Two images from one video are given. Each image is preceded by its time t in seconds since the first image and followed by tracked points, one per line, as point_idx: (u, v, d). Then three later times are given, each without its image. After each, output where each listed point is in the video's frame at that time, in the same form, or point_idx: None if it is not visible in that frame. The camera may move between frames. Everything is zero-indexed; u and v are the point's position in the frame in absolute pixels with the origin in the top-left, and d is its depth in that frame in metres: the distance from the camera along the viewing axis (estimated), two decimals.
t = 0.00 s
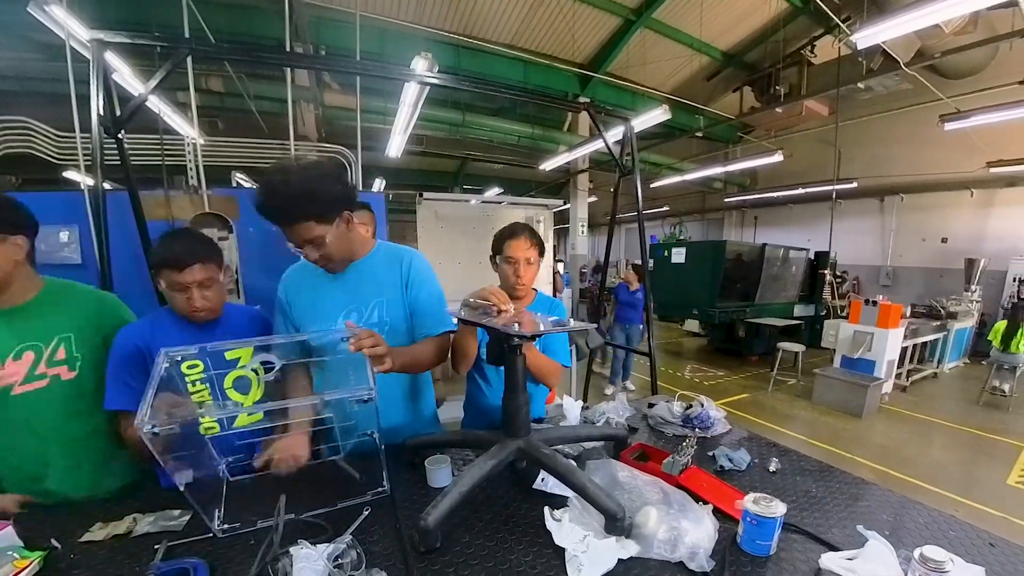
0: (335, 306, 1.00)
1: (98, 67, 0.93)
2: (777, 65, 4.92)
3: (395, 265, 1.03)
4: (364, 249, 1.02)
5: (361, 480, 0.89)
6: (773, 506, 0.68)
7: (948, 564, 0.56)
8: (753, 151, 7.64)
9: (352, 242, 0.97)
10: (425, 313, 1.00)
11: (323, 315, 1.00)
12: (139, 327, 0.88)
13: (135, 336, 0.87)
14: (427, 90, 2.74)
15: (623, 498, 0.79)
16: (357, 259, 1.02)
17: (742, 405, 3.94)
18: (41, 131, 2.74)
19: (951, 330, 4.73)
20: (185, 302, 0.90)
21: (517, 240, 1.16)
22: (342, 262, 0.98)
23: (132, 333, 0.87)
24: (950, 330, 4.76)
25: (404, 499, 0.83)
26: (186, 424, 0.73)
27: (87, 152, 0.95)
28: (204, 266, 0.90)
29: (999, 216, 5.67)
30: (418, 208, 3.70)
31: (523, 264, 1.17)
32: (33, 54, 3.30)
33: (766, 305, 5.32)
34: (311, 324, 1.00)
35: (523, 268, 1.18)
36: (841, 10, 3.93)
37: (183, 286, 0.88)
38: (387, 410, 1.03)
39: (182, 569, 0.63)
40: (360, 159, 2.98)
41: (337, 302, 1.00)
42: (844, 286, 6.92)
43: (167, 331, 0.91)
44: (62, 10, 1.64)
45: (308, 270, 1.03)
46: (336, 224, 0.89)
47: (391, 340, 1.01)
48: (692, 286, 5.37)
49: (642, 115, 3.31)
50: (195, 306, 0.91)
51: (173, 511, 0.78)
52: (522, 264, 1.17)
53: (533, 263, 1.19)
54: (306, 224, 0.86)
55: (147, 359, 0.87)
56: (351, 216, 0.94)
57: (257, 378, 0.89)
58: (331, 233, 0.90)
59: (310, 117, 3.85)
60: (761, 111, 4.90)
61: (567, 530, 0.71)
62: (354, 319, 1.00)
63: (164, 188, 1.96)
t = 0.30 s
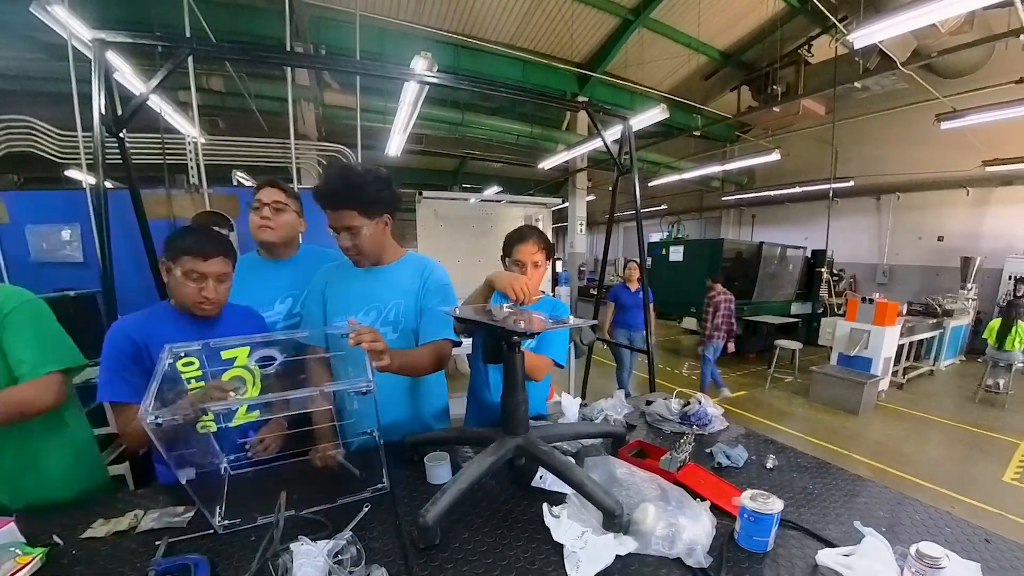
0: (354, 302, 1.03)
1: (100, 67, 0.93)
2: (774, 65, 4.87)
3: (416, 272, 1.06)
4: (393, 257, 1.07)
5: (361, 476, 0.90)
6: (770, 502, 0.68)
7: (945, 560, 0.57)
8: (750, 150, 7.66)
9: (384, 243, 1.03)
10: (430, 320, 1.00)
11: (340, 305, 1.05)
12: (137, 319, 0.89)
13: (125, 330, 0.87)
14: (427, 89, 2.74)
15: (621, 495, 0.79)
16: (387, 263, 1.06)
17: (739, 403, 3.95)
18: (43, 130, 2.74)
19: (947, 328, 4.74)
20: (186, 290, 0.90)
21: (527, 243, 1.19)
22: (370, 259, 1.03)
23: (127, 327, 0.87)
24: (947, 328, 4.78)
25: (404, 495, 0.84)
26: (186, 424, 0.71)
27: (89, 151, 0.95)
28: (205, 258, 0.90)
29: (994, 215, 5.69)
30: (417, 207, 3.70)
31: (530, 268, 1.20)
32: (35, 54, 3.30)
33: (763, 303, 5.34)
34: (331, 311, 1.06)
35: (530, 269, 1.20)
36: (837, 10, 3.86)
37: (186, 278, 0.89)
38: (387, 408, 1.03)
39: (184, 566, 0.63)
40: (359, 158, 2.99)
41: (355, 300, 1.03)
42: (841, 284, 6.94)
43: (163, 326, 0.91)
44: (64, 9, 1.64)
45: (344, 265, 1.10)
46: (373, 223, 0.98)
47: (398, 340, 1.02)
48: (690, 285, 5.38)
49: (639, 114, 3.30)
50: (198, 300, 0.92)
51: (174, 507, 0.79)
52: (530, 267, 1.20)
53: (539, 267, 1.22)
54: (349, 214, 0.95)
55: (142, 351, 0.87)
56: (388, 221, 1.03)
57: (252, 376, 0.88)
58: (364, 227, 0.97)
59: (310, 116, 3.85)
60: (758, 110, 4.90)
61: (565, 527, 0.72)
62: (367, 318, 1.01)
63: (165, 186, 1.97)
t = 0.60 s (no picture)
0: (357, 293, 1.04)
1: (102, 66, 0.93)
2: (771, 65, 4.87)
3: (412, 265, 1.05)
4: (390, 252, 1.07)
5: (361, 473, 0.90)
6: (768, 499, 0.69)
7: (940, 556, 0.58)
8: (748, 149, 7.69)
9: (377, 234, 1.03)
10: (432, 314, 0.99)
11: (340, 296, 1.05)
12: (125, 331, 0.87)
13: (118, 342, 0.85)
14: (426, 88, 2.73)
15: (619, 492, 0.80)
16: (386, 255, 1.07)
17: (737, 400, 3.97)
18: (45, 129, 2.74)
19: (944, 326, 4.76)
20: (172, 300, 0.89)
21: (554, 239, 1.21)
22: (368, 241, 1.04)
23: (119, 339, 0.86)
24: (943, 326, 4.81)
25: (403, 491, 0.84)
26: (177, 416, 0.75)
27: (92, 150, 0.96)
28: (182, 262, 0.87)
29: (990, 214, 5.72)
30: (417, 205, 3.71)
31: (556, 263, 1.21)
32: (39, 54, 3.30)
33: (761, 301, 5.35)
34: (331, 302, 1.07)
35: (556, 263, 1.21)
36: (834, 9, 3.85)
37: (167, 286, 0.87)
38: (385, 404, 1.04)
39: (184, 563, 0.63)
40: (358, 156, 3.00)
41: (359, 292, 1.04)
42: (838, 281, 6.97)
43: (158, 341, 0.90)
44: (65, 9, 1.63)
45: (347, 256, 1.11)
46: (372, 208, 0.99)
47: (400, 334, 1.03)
48: (687, 282, 5.40)
49: (637, 113, 3.30)
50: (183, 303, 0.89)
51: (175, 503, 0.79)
52: (555, 262, 1.21)
53: (564, 264, 1.23)
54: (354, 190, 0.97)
55: (136, 367, 0.87)
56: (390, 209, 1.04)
57: (251, 368, 0.89)
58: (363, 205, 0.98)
59: (311, 115, 3.86)
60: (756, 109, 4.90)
61: (563, 525, 0.72)
62: (363, 311, 1.03)
63: (167, 185, 1.99)
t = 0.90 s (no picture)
0: (336, 298, 1.01)
1: (104, 66, 0.93)
2: (768, 64, 4.88)
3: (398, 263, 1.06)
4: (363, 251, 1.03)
5: (361, 469, 0.90)
6: (764, 495, 0.69)
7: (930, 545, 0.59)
8: (746, 148, 7.70)
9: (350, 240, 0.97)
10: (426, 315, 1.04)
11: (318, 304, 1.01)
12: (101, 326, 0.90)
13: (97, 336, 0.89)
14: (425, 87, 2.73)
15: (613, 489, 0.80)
16: (358, 255, 1.03)
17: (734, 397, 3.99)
18: (46, 127, 2.72)
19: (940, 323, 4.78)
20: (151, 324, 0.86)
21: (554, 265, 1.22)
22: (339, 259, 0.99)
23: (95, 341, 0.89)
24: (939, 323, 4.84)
25: (402, 488, 0.85)
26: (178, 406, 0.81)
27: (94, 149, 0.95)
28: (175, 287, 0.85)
29: (985, 212, 5.74)
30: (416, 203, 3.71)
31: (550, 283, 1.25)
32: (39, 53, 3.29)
33: (759, 298, 5.37)
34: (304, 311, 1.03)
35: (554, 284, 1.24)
36: (830, 9, 3.84)
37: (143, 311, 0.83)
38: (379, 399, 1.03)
39: (185, 559, 0.64)
40: (358, 156, 3.01)
41: (337, 295, 1.01)
42: (834, 279, 7.00)
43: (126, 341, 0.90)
44: (67, 9, 1.62)
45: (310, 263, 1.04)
46: (336, 225, 0.90)
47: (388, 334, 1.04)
48: (685, 280, 5.41)
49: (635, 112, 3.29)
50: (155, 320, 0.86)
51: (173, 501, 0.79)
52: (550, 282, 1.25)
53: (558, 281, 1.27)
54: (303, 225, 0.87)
55: (107, 365, 0.91)
56: (354, 218, 0.95)
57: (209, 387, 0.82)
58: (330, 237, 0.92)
59: (311, 115, 3.86)
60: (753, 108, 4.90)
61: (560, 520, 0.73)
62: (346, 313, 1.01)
63: (167, 183, 1.99)
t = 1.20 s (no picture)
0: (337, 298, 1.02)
1: (105, 65, 0.93)
2: (764, 63, 4.89)
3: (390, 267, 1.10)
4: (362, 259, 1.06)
5: (361, 466, 0.91)
6: (762, 492, 0.70)
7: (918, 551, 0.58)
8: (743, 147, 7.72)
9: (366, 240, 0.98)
10: (414, 312, 1.11)
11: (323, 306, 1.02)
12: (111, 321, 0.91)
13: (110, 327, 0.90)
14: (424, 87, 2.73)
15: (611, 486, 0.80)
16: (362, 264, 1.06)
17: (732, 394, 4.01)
18: (48, 126, 2.70)
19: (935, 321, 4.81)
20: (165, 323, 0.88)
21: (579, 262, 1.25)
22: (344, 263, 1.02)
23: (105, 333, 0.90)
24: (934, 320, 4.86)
25: (402, 484, 0.85)
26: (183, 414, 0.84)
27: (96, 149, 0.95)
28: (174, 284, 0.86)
29: (980, 211, 5.77)
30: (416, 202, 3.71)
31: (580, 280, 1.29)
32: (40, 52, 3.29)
33: (756, 296, 5.39)
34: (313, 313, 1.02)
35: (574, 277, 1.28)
36: (826, 9, 3.83)
37: (160, 305, 0.87)
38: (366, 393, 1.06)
39: (186, 555, 0.64)
40: (357, 154, 3.01)
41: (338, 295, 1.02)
42: (831, 277, 7.02)
43: (139, 333, 0.92)
44: (69, 9, 1.62)
45: (320, 256, 1.03)
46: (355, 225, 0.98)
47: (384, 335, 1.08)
48: (684, 278, 5.43)
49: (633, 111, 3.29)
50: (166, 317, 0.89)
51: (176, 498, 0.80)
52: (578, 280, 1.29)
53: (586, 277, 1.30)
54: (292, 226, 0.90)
55: (119, 360, 0.92)
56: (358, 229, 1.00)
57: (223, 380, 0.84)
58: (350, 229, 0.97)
59: (311, 114, 3.86)
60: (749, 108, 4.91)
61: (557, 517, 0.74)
62: (351, 318, 1.04)
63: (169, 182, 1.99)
